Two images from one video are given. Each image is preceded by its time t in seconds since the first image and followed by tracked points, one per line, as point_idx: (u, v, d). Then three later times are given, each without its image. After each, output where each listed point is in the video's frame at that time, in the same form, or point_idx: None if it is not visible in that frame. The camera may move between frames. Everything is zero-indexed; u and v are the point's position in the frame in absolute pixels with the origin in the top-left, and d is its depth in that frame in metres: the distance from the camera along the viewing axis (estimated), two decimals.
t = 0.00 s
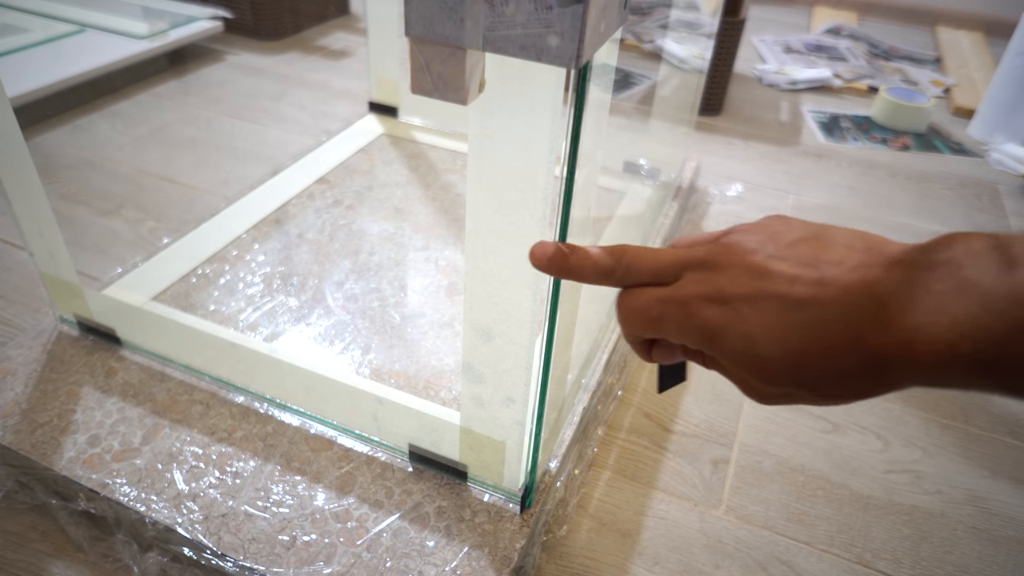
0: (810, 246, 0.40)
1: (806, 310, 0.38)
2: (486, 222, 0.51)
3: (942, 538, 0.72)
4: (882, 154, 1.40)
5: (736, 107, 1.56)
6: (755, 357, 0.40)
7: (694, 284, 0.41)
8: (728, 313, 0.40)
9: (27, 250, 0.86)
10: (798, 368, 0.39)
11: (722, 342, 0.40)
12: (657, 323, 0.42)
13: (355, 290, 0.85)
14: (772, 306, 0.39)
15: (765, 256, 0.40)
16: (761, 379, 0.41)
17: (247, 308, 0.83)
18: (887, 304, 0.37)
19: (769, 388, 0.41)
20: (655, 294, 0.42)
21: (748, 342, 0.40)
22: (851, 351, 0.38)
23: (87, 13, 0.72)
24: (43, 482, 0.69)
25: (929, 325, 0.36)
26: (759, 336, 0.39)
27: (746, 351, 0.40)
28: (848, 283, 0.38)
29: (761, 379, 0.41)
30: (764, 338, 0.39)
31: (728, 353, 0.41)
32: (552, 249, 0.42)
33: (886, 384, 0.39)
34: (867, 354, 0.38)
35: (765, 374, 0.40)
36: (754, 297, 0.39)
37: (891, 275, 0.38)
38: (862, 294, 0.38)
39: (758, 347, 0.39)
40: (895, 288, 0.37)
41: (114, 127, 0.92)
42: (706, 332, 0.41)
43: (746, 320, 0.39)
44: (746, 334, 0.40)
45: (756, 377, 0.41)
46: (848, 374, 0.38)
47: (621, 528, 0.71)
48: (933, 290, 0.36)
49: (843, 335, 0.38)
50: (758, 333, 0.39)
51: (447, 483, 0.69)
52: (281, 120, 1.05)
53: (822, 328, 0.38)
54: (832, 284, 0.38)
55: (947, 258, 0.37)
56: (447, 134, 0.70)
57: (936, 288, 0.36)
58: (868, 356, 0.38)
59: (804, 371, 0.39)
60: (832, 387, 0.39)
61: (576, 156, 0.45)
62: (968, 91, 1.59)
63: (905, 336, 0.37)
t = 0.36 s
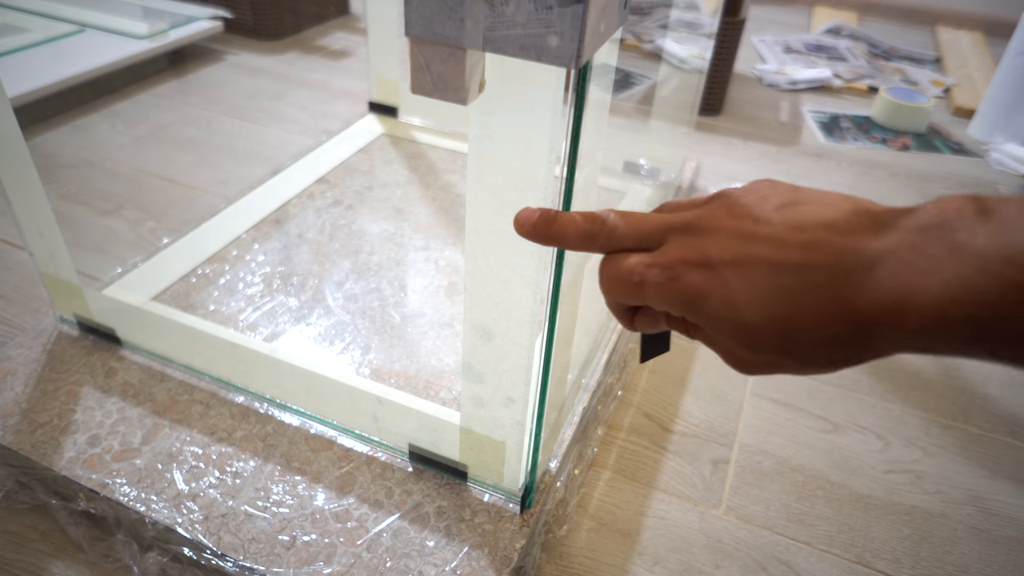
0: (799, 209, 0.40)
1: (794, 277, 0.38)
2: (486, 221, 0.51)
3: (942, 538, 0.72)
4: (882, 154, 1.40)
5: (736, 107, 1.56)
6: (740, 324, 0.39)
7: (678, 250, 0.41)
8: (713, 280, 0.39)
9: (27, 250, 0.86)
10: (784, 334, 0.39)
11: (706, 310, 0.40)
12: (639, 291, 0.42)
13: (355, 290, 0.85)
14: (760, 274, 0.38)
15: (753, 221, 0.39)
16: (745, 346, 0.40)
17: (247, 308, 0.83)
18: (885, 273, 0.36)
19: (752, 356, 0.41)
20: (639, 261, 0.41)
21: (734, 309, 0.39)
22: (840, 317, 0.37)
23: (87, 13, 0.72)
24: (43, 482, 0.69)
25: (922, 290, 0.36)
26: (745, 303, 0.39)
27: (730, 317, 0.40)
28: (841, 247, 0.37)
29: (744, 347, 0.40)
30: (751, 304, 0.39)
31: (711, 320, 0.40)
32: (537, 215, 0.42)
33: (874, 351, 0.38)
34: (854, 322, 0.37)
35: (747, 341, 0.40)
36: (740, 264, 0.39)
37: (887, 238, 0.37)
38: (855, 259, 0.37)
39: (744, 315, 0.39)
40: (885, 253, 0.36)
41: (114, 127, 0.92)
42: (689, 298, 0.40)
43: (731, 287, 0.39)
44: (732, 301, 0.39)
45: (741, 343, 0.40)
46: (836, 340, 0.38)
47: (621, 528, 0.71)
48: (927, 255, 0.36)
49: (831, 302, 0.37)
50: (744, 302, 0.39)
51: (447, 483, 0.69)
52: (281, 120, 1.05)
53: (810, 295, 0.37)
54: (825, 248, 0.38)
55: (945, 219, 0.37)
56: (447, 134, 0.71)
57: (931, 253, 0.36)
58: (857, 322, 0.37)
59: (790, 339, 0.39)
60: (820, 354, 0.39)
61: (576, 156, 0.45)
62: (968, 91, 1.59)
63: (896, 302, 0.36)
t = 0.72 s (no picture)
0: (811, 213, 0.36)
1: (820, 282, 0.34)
2: (486, 221, 0.51)
3: (942, 538, 0.72)
4: (882, 154, 1.40)
5: (736, 107, 1.56)
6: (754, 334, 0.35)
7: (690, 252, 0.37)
8: (727, 285, 0.36)
9: (27, 250, 0.86)
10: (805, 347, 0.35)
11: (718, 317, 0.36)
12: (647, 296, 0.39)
13: (355, 289, 0.85)
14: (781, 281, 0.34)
15: (770, 224, 0.36)
16: (756, 356, 0.36)
17: (247, 308, 0.83)
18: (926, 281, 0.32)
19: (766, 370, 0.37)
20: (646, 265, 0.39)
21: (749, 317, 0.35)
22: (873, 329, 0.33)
23: (87, 13, 0.72)
24: (43, 482, 0.69)
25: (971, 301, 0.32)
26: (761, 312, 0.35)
27: (739, 324, 0.36)
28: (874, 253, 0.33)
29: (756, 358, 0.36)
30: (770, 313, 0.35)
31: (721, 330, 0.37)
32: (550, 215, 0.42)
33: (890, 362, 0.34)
34: (869, 331, 0.33)
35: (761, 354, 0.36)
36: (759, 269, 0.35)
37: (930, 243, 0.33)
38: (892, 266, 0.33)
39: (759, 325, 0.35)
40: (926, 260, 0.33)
41: (114, 128, 0.92)
42: (698, 303, 0.37)
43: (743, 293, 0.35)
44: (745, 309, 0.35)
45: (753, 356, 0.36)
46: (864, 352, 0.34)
47: (621, 528, 0.71)
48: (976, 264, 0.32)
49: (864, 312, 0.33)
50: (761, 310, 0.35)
51: (447, 483, 0.69)
52: (281, 119, 1.05)
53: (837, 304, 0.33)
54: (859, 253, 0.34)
55: (992, 227, 0.33)
56: (447, 134, 0.71)
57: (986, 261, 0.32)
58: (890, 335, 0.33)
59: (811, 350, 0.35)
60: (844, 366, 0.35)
61: (576, 156, 0.45)
62: (968, 91, 1.59)
63: (937, 314, 0.32)
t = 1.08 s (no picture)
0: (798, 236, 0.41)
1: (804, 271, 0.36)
2: (486, 222, 0.51)
3: (942, 538, 0.72)
4: (882, 154, 1.40)
5: (735, 107, 1.56)
6: (702, 302, 0.39)
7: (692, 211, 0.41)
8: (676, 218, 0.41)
9: (26, 250, 0.86)
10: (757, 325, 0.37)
11: (693, 282, 0.39)
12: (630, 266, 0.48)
13: (355, 289, 0.85)
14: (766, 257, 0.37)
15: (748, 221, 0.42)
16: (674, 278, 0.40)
17: (247, 308, 0.83)
18: (915, 283, 0.33)
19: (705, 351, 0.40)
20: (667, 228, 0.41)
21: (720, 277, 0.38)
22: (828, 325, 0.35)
23: (87, 13, 0.71)
24: (43, 481, 0.69)
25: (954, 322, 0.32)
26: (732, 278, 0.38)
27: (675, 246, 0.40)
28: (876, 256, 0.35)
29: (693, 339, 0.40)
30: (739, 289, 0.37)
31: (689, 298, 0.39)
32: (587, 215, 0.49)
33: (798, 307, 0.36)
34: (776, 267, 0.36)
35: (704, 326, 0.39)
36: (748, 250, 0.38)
37: (968, 255, 0.32)
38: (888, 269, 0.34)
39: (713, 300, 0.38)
40: (942, 269, 0.32)
41: (113, 127, 0.93)
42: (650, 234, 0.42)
43: (712, 245, 0.38)
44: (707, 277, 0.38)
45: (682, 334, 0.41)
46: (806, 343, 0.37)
47: (621, 528, 0.71)
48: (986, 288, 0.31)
49: (825, 306, 0.35)
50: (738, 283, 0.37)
51: (447, 483, 0.69)
52: (280, 120, 1.05)
53: (797, 290, 0.36)
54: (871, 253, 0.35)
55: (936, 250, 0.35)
56: (447, 134, 0.71)
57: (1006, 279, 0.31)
58: (844, 336, 0.35)
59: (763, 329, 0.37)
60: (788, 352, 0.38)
61: (576, 156, 0.45)
62: (968, 91, 1.59)
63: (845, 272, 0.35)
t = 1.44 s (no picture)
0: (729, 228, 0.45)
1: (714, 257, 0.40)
2: (486, 221, 0.51)
3: (942, 538, 0.72)
4: (882, 154, 1.40)
5: (736, 107, 1.56)
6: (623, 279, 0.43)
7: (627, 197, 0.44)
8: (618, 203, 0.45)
9: (27, 250, 0.86)
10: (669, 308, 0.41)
11: (617, 262, 0.43)
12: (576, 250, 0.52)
13: (355, 290, 0.85)
14: (684, 241, 0.41)
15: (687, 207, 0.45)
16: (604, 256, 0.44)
17: (247, 308, 0.83)
18: (804, 272, 0.37)
19: (623, 329, 0.45)
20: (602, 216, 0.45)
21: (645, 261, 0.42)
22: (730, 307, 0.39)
23: (87, 13, 0.72)
24: (43, 481, 0.69)
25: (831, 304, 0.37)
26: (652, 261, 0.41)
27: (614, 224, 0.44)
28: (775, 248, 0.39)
29: (614, 319, 0.44)
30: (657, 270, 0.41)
31: (612, 279, 0.43)
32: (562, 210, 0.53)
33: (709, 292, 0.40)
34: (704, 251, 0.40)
35: (626, 305, 0.43)
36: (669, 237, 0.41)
37: (844, 248, 0.38)
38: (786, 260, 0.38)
39: (634, 279, 0.42)
40: (823, 261, 0.37)
41: (114, 127, 0.93)
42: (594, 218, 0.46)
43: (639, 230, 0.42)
44: (631, 258, 0.42)
45: (606, 313, 0.45)
46: (709, 326, 0.41)
47: (621, 528, 0.71)
48: (857, 274, 0.36)
49: (729, 291, 0.39)
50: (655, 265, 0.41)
51: (447, 483, 0.69)
52: (281, 120, 1.05)
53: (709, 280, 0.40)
54: (773, 245, 0.40)
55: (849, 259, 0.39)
56: (447, 134, 0.71)
57: (872, 268, 0.36)
58: (743, 322, 0.40)
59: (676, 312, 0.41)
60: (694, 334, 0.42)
61: (576, 156, 0.45)
62: (968, 91, 1.59)
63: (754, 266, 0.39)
